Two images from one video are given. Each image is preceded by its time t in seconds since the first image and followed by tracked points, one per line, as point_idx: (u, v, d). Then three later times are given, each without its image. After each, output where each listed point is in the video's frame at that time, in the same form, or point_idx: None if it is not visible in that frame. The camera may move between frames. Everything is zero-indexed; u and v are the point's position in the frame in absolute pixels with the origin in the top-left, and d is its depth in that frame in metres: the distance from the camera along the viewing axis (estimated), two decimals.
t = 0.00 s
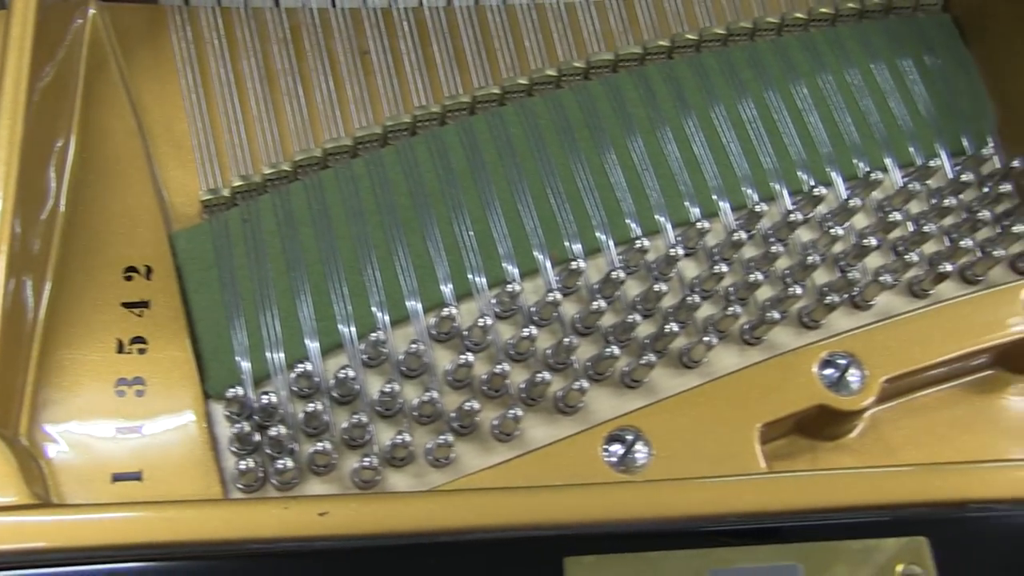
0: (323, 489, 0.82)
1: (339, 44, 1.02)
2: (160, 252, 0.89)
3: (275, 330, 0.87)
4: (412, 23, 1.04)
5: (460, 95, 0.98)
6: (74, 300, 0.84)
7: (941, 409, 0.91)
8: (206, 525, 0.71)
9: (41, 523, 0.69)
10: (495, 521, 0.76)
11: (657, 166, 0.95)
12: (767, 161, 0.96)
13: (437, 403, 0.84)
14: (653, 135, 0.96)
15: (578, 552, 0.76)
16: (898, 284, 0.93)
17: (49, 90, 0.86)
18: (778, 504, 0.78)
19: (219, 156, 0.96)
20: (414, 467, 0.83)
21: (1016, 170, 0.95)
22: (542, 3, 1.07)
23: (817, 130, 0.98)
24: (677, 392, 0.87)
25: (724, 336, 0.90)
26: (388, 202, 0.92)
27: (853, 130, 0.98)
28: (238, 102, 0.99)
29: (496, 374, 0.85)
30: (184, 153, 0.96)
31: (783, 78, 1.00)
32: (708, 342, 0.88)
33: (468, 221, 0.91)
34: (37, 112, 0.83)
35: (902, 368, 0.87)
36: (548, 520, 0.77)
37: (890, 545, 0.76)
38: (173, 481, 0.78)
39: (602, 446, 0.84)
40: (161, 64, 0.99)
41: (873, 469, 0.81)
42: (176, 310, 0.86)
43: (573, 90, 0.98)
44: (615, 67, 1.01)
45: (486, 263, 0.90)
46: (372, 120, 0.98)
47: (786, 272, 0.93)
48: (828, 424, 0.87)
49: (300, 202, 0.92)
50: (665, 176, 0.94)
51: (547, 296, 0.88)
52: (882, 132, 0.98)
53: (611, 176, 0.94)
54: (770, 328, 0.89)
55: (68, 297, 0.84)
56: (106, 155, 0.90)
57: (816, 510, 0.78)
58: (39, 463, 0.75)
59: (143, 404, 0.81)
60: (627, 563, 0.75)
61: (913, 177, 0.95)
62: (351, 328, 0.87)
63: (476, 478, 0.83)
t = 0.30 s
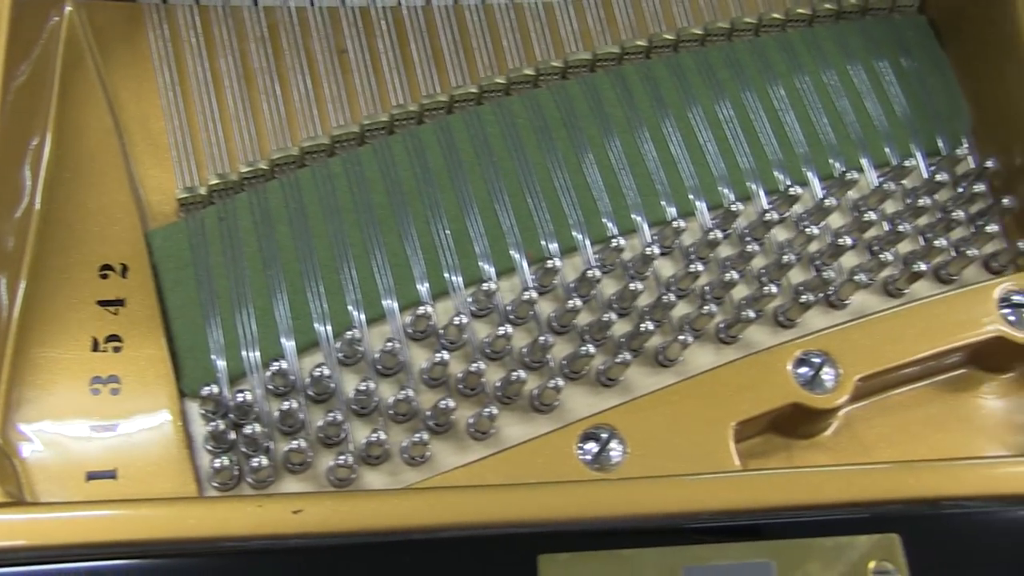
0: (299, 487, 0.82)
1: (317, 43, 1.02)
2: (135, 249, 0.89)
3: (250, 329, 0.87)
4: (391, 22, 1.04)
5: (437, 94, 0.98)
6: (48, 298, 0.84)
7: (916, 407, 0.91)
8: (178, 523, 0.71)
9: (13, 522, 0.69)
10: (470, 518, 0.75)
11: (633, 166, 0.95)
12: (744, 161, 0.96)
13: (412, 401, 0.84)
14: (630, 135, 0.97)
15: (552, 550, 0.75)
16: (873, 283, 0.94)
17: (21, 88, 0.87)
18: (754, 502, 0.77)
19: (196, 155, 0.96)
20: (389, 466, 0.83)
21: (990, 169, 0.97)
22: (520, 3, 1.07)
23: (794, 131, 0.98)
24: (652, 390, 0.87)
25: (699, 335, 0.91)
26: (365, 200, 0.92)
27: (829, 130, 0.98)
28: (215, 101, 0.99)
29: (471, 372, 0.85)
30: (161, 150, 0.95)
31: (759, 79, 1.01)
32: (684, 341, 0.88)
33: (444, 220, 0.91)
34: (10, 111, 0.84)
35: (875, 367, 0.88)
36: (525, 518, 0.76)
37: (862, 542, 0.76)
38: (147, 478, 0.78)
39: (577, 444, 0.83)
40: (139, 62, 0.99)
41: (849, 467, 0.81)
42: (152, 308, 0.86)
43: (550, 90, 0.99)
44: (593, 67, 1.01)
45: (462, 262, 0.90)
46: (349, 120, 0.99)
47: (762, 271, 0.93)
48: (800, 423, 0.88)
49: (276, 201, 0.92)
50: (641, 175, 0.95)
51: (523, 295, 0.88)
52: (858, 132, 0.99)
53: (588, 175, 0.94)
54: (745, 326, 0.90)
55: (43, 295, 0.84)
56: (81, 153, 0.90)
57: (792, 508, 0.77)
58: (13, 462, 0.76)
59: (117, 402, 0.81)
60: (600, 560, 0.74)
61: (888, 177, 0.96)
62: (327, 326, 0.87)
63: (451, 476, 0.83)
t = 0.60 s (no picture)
0: (272, 487, 0.82)
1: (291, 44, 1.02)
2: (108, 250, 0.89)
3: (223, 330, 0.86)
4: (364, 23, 1.04)
5: (411, 95, 0.99)
6: (20, 299, 0.84)
7: (886, 404, 0.92)
8: (150, 524, 0.71)
9: None
10: (443, 517, 0.75)
11: (606, 165, 0.96)
12: (716, 161, 0.97)
13: (385, 401, 0.84)
14: (603, 135, 0.97)
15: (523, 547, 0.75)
16: (845, 282, 0.94)
17: None
18: (725, 499, 0.77)
19: (169, 156, 0.96)
20: (362, 466, 0.83)
21: (960, 168, 0.98)
22: (494, 3, 1.07)
23: (766, 130, 0.99)
24: (624, 388, 0.87)
25: (673, 333, 0.91)
26: (338, 201, 0.93)
27: (801, 130, 0.99)
28: (188, 102, 0.99)
29: (444, 372, 0.85)
30: (134, 151, 0.96)
31: (732, 79, 1.02)
32: (656, 339, 0.88)
33: (418, 221, 0.92)
34: None
35: (846, 364, 0.87)
36: (496, 517, 0.76)
37: (832, 538, 0.76)
38: (120, 479, 0.79)
39: (548, 443, 0.83)
40: (111, 63, 0.99)
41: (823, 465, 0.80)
42: (124, 309, 0.86)
43: (524, 90, 0.99)
44: (566, 67, 1.02)
45: (435, 262, 0.90)
46: (323, 120, 0.99)
47: (734, 270, 0.94)
48: (773, 419, 0.88)
49: (250, 202, 0.93)
50: (614, 175, 0.95)
51: (496, 295, 0.88)
52: (830, 132, 0.99)
53: (561, 176, 0.95)
54: (717, 325, 0.90)
55: (15, 297, 0.84)
56: (54, 154, 0.90)
57: (764, 505, 0.78)
58: None
59: (89, 404, 0.81)
60: (571, 558, 0.74)
61: (859, 176, 0.97)
62: (299, 327, 0.87)
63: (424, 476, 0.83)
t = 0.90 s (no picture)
0: (244, 487, 0.82)
1: (265, 44, 1.03)
2: (80, 250, 0.89)
3: (196, 331, 0.87)
4: (339, 25, 1.05)
5: (385, 96, 0.99)
6: None
7: (857, 403, 0.92)
8: (118, 524, 0.71)
9: None
10: (411, 515, 0.74)
11: (580, 166, 0.96)
12: (690, 162, 0.98)
13: (357, 401, 0.84)
14: (576, 136, 0.98)
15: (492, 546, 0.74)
16: (817, 281, 0.95)
17: None
18: (700, 497, 0.76)
19: (143, 156, 0.97)
20: (335, 465, 0.83)
21: (931, 168, 0.98)
22: (469, 4, 1.08)
23: (738, 131, 1.00)
24: (596, 387, 0.87)
25: (645, 333, 0.91)
26: (312, 201, 0.93)
27: (774, 130, 1.00)
28: (162, 103, 0.99)
29: (416, 372, 0.85)
30: (108, 152, 0.96)
31: (705, 80, 1.02)
32: (628, 339, 0.88)
33: (391, 221, 0.92)
34: None
35: (817, 363, 0.88)
36: (468, 516, 0.75)
37: (803, 535, 0.75)
38: (91, 479, 0.79)
39: (520, 442, 0.83)
40: (85, 64, 0.99)
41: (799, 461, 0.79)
42: (96, 309, 0.86)
43: (498, 90, 1.00)
44: (541, 68, 1.02)
45: (409, 263, 0.90)
46: (297, 120, 0.99)
47: (707, 270, 0.94)
48: (744, 417, 0.88)
49: (224, 202, 0.93)
50: (587, 175, 0.96)
51: (468, 295, 0.89)
52: (803, 133, 1.00)
53: (535, 176, 0.95)
54: (689, 325, 0.90)
55: None
56: (25, 155, 0.90)
57: (738, 502, 0.77)
58: None
59: (60, 404, 0.81)
60: (541, 557, 0.74)
61: (832, 176, 0.97)
62: (272, 327, 0.87)
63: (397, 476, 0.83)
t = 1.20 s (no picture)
0: (216, 489, 0.82)
1: (239, 45, 1.03)
2: (51, 253, 0.88)
3: (168, 333, 0.86)
4: (313, 26, 1.05)
5: (360, 97, 0.99)
6: None
7: (830, 401, 0.93)
8: (89, 527, 0.70)
9: None
10: (381, 516, 0.74)
11: (554, 166, 0.96)
12: (664, 162, 0.98)
13: (330, 402, 0.84)
14: (550, 137, 0.98)
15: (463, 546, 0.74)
16: (790, 280, 0.95)
17: None
18: (671, 496, 0.77)
19: (116, 158, 0.96)
20: (308, 466, 0.83)
21: (902, 168, 0.99)
22: (443, 6, 1.08)
23: (712, 131, 1.00)
24: (569, 386, 0.87)
25: (618, 333, 0.91)
26: (285, 202, 0.93)
27: (748, 130, 1.01)
28: (135, 104, 0.99)
29: (389, 372, 0.85)
30: (80, 155, 0.95)
31: (679, 81, 1.03)
32: (601, 339, 0.88)
33: (364, 223, 0.92)
34: None
35: (789, 361, 0.88)
36: (441, 516, 0.75)
37: (772, 533, 0.76)
38: (63, 482, 0.78)
39: (491, 442, 0.83)
40: (57, 65, 0.99)
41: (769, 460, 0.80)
42: (67, 312, 0.86)
43: (472, 91, 1.00)
44: (515, 69, 1.03)
45: (382, 265, 0.90)
46: (270, 122, 0.99)
47: (680, 270, 0.94)
48: (716, 416, 0.88)
49: (197, 204, 0.93)
50: (561, 176, 0.96)
51: (441, 295, 0.89)
52: (776, 133, 1.01)
53: (509, 177, 0.95)
54: (662, 324, 0.90)
55: None
56: None
57: (709, 501, 0.77)
58: None
59: (30, 407, 0.81)
60: (512, 557, 0.74)
61: (804, 176, 0.98)
62: (245, 330, 0.87)
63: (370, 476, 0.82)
